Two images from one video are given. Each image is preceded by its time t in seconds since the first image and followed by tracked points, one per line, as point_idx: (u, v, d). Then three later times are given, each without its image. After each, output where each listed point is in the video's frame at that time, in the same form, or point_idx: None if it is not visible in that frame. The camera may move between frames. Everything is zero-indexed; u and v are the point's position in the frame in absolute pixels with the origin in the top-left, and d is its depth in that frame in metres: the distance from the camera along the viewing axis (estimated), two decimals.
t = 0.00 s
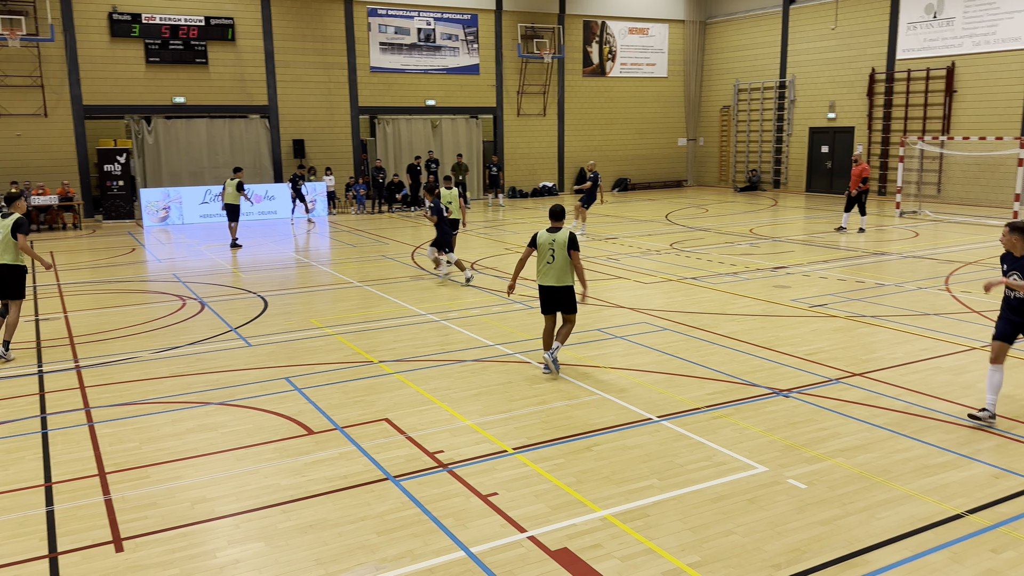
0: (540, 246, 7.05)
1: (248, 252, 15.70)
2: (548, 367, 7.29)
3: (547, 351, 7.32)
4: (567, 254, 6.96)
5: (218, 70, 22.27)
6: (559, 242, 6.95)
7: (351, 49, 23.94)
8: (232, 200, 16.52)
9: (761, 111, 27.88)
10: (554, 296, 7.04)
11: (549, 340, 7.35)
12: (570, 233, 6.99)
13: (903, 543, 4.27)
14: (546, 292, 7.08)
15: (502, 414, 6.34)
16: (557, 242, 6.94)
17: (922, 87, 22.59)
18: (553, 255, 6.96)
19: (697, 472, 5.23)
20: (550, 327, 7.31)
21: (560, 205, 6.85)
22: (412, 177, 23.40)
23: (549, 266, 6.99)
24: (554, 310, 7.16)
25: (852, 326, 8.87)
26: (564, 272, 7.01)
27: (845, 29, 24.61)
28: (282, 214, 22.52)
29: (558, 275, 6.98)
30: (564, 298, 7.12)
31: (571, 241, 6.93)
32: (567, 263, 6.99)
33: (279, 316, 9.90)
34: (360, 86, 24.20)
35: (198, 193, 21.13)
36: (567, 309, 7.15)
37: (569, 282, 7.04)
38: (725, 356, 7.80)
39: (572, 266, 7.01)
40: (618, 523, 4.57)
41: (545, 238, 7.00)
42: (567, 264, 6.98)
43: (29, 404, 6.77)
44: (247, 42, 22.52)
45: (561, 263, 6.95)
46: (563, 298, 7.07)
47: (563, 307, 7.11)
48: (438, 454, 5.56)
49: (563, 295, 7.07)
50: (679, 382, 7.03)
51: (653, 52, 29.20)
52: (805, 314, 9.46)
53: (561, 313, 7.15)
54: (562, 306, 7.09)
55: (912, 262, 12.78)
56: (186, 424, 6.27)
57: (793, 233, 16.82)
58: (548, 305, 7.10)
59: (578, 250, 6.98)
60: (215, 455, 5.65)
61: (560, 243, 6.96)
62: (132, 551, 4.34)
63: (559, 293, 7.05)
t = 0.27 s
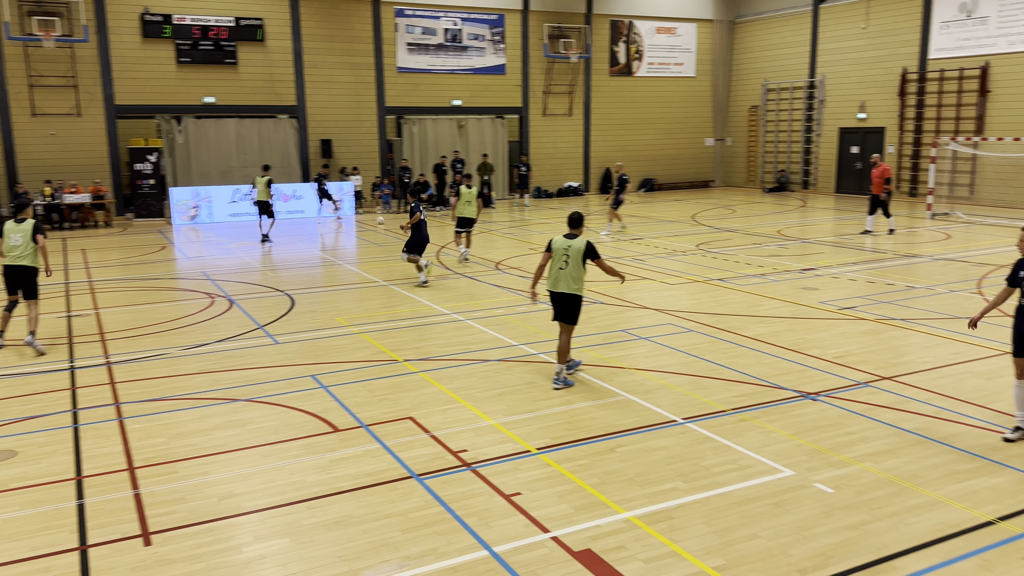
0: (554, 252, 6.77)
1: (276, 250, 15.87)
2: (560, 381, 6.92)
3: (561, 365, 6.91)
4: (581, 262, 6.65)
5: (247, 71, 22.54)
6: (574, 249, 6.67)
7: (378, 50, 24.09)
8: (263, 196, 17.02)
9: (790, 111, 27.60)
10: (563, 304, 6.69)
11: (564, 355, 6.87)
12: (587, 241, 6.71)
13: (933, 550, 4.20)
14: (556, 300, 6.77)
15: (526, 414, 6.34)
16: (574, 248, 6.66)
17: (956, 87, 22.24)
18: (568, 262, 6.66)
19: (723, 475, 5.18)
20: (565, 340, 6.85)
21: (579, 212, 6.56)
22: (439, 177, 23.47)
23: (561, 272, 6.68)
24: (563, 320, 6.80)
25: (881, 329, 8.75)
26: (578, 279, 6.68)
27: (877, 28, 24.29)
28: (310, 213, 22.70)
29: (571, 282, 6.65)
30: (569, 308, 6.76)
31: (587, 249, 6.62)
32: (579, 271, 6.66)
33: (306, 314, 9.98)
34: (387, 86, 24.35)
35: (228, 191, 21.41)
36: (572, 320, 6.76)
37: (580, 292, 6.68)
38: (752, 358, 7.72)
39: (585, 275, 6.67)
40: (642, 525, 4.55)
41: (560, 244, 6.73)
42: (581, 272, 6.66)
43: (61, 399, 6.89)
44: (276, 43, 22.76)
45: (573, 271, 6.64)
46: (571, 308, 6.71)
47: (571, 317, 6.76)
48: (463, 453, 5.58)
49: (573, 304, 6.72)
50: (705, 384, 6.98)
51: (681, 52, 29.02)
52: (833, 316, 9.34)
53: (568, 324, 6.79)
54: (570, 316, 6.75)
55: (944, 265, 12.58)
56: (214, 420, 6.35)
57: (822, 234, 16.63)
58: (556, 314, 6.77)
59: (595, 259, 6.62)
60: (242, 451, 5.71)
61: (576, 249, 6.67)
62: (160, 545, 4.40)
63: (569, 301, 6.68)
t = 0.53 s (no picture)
0: (567, 251, 6.64)
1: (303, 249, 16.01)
2: (557, 375, 7.00)
3: (557, 360, 6.98)
4: (596, 263, 6.53)
5: (276, 71, 22.78)
6: (588, 249, 6.53)
7: (405, 50, 24.22)
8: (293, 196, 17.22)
9: (819, 111, 27.27)
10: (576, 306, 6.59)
11: (561, 350, 6.96)
12: (601, 240, 6.55)
13: (964, 556, 4.12)
14: (569, 300, 6.65)
15: (550, 414, 6.33)
16: (586, 248, 6.52)
17: (990, 87, 21.85)
18: (581, 262, 6.54)
19: (749, 478, 5.14)
20: (563, 338, 6.92)
21: (591, 211, 6.52)
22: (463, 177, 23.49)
23: (574, 272, 6.56)
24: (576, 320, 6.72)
25: (911, 332, 8.62)
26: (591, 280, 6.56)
27: (909, 27, 23.95)
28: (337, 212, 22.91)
29: (584, 284, 6.54)
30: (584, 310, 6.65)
31: (600, 248, 6.48)
32: (593, 271, 6.55)
33: (332, 313, 10.06)
34: (413, 86, 24.47)
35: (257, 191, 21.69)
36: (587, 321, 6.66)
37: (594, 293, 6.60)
38: (779, 361, 7.64)
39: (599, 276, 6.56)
40: (666, 527, 4.52)
41: (573, 243, 6.60)
42: (595, 273, 6.53)
43: (91, 395, 7.01)
44: (304, 43, 22.98)
45: (587, 271, 6.53)
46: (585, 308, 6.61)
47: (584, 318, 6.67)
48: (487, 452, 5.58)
49: (587, 305, 6.61)
50: (731, 386, 6.92)
51: (709, 51, 28.80)
52: (862, 319, 9.22)
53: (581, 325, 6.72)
54: (583, 317, 6.65)
55: (977, 267, 12.36)
56: (241, 417, 6.42)
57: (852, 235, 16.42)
58: (568, 314, 6.69)
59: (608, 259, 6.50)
60: (269, 448, 5.77)
61: (589, 248, 6.52)
62: (188, 540, 4.46)
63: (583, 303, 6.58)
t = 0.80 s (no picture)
0: (564, 257, 6.56)
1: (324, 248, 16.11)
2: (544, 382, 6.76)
3: (547, 364, 6.79)
4: (591, 269, 6.42)
5: (297, 71, 22.92)
6: (584, 254, 6.43)
7: (426, 50, 24.30)
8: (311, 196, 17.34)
9: (842, 111, 27.02)
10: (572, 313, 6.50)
11: (552, 356, 6.79)
12: (597, 246, 6.42)
13: (988, 562, 4.07)
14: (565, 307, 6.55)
15: (569, 414, 6.32)
16: (582, 254, 6.42)
17: (1017, 87, 21.54)
18: (576, 269, 6.45)
19: (769, 481, 5.10)
20: (555, 342, 6.77)
21: (589, 215, 6.39)
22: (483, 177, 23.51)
23: (571, 279, 6.47)
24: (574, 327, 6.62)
25: (934, 334, 8.52)
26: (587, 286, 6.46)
27: (934, 26, 23.67)
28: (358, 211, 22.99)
29: (579, 291, 6.46)
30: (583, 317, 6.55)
31: (595, 255, 6.37)
32: (590, 278, 6.45)
33: (353, 312, 10.12)
34: (434, 86, 24.55)
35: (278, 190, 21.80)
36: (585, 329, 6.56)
37: (591, 300, 6.49)
38: (801, 363, 7.58)
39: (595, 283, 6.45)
40: (686, 529, 4.50)
41: (570, 248, 6.50)
42: (591, 279, 6.42)
43: (114, 391, 7.08)
44: (326, 43, 23.11)
45: (583, 278, 6.43)
46: (582, 316, 6.49)
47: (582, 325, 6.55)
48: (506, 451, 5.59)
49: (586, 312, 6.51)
50: (751, 388, 6.87)
51: (730, 50, 28.73)
52: (885, 321, 9.12)
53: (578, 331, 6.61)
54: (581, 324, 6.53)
55: (1003, 269, 12.19)
56: (262, 414, 6.47)
57: (875, 236, 16.25)
58: (565, 321, 6.58)
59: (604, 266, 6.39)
60: (289, 446, 5.80)
61: (584, 254, 6.42)
62: (209, 536, 4.49)
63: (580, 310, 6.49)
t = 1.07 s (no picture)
0: (560, 259, 6.52)
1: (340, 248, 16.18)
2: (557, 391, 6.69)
3: (556, 374, 6.68)
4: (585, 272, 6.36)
5: (314, 71, 23.04)
6: (578, 257, 6.37)
7: (441, 50, 24.35)
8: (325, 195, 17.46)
9: (860, 111, 26.80)
10: (565, 315, 6.47)
11: (559, 365, 6.64)
12: (593, 249, 6.34)
13: (1007, 566, 4.02)
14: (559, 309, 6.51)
15: (583, 415, 6.31)
16: (576, 257, 6.37)
17: None
18: (571, 271, 6.40)
19: (785, 483, 5.07)
20: (560, 349, 6.61)
21: (588, 217, 6.31)
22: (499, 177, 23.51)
23: (565, 282, 6.42)
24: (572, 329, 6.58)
25: (954, 336, 8.43)
26: (580, 289, 6.40)
27: (954, 24, 23.44)
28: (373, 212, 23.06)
29: (572, 294, 6.41)
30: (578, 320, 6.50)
31: (588, 258, 6.30)
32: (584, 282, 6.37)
33: (368, 311, 10.15)
34: (449, 86, 24.60)
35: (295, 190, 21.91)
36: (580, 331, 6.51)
37: (586, 303, 6.43)
38: (817, 364, 7.53)
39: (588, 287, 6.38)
40: (701, 531, 4.48)
41: (565, 250, 6.46)
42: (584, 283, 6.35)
43: (132, 389, 7.15)
44: (342, 44, 23.21)
45: (575, 281, 6.37)
46: (576, 319, 6.45)
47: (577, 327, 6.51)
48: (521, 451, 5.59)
49: (579, 315, 6.46)
50: (767, 389, 6.83)
51: (747, 50, 28.54)
52: (903, 322, 9.04)
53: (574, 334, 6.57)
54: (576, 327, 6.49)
55: None
56: (278, 413, 6.51)
57: (893, 237, 16.11)
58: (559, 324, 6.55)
59: (597, 270, 6.30)
60: (304, 444, 5.83)
61: (579, 257, 6.37)
62: (225, 533, 4.53)
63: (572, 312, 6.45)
